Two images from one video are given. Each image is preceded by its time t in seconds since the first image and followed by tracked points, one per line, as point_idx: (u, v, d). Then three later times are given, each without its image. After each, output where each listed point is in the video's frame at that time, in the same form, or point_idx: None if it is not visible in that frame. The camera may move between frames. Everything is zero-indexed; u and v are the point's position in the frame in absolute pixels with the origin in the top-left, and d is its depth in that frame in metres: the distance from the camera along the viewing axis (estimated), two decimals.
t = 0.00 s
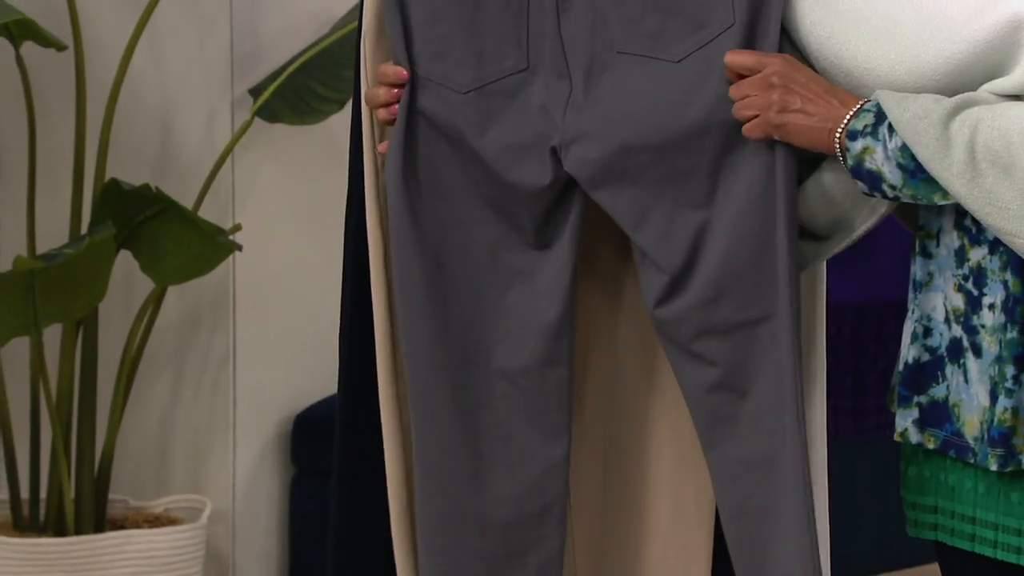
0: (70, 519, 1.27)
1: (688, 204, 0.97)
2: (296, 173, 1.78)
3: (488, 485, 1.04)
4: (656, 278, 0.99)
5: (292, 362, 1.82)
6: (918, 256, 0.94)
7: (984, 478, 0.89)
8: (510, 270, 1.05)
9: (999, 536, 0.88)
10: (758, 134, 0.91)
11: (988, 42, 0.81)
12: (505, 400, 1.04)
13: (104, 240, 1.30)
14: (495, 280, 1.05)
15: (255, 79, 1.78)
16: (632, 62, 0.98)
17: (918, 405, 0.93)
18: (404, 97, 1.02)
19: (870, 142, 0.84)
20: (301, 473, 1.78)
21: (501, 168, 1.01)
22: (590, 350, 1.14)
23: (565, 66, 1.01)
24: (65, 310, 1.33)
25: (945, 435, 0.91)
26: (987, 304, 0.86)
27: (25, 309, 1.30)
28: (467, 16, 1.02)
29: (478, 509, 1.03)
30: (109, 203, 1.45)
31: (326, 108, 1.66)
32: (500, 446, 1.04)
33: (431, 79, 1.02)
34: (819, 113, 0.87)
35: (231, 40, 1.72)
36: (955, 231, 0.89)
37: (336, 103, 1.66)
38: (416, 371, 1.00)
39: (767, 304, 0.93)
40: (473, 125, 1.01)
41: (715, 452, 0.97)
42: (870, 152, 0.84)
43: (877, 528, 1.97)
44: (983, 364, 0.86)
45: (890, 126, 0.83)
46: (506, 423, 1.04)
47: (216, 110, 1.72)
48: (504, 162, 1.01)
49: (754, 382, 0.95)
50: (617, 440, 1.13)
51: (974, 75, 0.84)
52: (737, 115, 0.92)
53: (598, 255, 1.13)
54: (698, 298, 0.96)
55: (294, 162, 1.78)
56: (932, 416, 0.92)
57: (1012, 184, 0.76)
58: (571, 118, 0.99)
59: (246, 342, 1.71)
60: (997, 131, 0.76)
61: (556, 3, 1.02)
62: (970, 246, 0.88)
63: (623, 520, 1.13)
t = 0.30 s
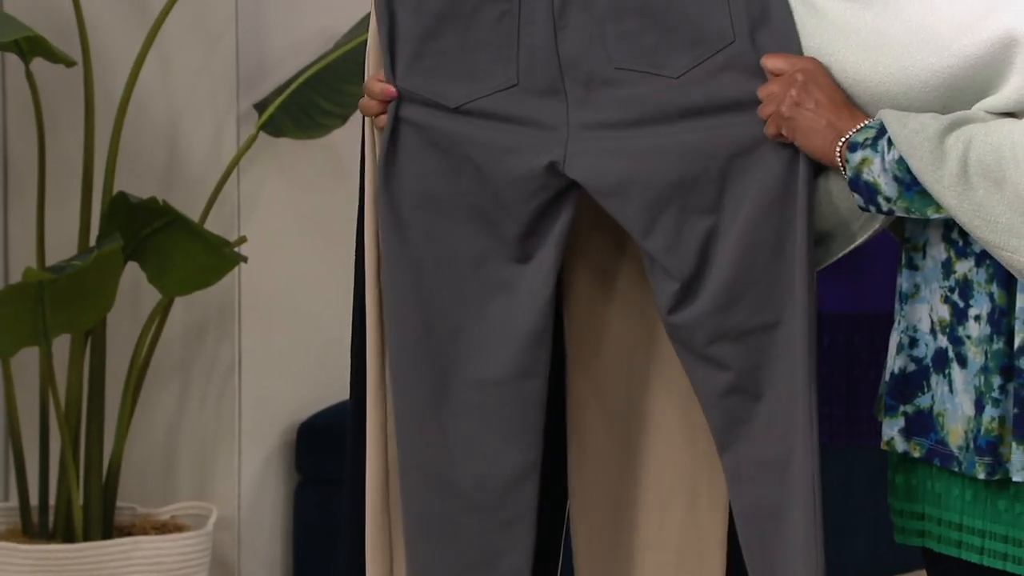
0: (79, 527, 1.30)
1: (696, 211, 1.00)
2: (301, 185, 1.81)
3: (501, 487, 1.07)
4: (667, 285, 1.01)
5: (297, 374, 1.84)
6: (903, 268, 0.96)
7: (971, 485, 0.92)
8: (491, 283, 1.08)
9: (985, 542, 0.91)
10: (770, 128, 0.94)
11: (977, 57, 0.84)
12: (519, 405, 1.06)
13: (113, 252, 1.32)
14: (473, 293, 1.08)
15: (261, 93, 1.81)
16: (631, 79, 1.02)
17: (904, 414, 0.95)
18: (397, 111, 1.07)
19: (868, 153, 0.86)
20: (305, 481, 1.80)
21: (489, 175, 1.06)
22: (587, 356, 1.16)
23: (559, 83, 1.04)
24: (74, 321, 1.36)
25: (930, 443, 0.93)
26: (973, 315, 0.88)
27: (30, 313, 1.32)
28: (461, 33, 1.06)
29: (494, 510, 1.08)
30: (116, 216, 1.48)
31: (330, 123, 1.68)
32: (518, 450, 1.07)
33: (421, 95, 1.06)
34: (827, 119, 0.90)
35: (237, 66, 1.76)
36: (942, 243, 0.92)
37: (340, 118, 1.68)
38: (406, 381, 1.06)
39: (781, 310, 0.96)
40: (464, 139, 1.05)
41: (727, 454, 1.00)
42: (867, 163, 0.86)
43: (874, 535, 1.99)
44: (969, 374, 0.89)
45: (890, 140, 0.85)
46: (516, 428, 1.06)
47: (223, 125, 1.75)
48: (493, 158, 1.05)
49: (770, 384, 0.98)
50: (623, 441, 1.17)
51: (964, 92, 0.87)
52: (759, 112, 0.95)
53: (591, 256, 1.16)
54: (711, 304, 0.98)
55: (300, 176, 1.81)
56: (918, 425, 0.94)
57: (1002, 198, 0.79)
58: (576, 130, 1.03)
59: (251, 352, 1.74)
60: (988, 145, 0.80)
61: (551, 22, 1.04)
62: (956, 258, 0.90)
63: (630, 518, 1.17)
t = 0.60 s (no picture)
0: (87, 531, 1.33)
1: (693, 221, 1.02)
2: (306, 199, 1.85)
3: (511, 491, 1.10)
4: (665, 294, 1.04)
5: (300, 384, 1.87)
6: (896, 278, 0.99)
7: (961, 492, 0.94)
8: (485, 295, 1.10)
9: (975, 548, 0.93)
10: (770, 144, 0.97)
11: (971, 70, 0.87)
12: (524, 411, 1.09)
13: (119, 263, 1.34)
14: (468, 304, 1.10)
15: (265, 109, 1.85)
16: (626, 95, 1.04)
17: (896, 422, 0.97)
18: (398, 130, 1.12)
19: (863, 167, 0.90)
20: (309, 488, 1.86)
21: (490, 188, 1.09)
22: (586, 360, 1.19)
23: (557, 97, 1.07)
24: (83, 330, 1.39)
25: (921, 450, 0.95)
26: (964, 325, 0.91)
27: (43, 326, 1.35)
28: (456, 48, 1.09)
29: (502, 514, 1.10)
30: (125, 227, 1.51)
31: (331, 137, 1.71)
32: (530, 453, 1.10)
33: (420, 110, 1.10)
34: (825, 135, 0.93)
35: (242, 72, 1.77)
36: (934, 253, 0.94)
37: (343, 133, 1.72)
38: (400, 385, 1.11)
39: (778, 318, 0.99)
40: (463, 154, 1.09)
41: (723, 456, 1.03)
42: (863, 177, 0.90)
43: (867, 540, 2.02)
44: (960, 383, 0.92)
45: (883, 154, 0.89)
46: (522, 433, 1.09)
47: (229, 135, 1.77)
48: (493, 177, 1.09)
49: (766, 389, 1.01)
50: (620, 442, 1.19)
51: (957, 104, 0.90)
52: (759, 127, 0.98)
53: (587, 262, 1.18)
54: (707, 311, 1.01)
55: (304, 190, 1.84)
56: (909, 433, 0.96)
57: (990, 210, 0.83)
58: (575, 143, 1.06)
59: (259, 362, 1.76)
60: (977, 159, 0.83)
61: (544, 40, 1.06)
62: (947, 269, 0.93)
63: (623, 524, 1.19)
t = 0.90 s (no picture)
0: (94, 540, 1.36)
1: (700, 233, 1.05)
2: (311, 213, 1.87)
3: (526, 498, 1.12)
4: (672, 305, 1.06)
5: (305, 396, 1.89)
6: (890, 290, 1.01)
7: (954, 500, 0.96)
8: (498, 310, 1.13)
9: (968, 555, 0.95)
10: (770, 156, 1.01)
11: (962, 90, 0.88)
12: (538, 421, 1.12)
13: (127, 277, 1.37)
14: (482, 318, 1.13)
15: (271, 125, 1.88)
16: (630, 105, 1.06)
17: (891, 431, 0.99)
18: (411, 147, 1.14)
19: (860, 179, 0.92)
20: (315, 498, 1.87)
21: (502, 204, 1.10)
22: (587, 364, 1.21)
23: (565, 110, 1.10)
24: (90, 343, 1.41)
25: (916, 459, 0.97)
26: (957, 336, 0.93)
27: (50, 339, 1.37)
28: (471, 64, 1.12)
29: (518, 520, 1.13)
30: (133, 244, 1.53)
31: (335, 152, 1.74)
32: (541, 463, 1.13)
33: (434, 123, 1.12)
34: (824, 147, 0.95)
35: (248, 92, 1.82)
36: (928, 266, 0.97)
37: (346, 148, 1.74)
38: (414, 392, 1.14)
39: (784, 327, 1.02)
40: (475, 167, 1.11)
41: (733, 463, 1.05)
42: (859, 189, 0.92)
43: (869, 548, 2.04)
44: (953, 393, 0.93)
45: (879, 167, 0.91)
46: (537, 441, 1.12)
47: (234, 153, 1.81)
48: (507, 196, 1.10)
49: (771, 398, 1.03)
50: (619, 446, 1.22)
51: (951, 119, 0.91)
52: (760, 139, 1.01)
53: (592, 275, 1.21)
54: (715, 321, 1.03)
55: (308, 205, 1.87)
56: (904, 442, 0.99)
57: (983, 222, 0.85)
58: (585, 159, 1.08)
59: (264, 374, 1.79)
60: (971, 172, 0.85)
61: (554, 52, 1.10)
62: (941, 281, 0.95)
63: (623, 531, 1.21)
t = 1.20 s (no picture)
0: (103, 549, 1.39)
1: (700, 244, 1.08)
2: (315, 227, 1.91)
3: (526, 506, 1.15)
4: (672, 313, 1.09)
5: (308, 408, 1.92)
6: (884, 302, 1.03)
7: (947, 509, 0.98)
8: (501, 322, 1.16)
9: (961, 563, 0.97)
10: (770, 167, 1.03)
11: (955, 106, 0.90)
12: (538, 432, 1.15)
13: (136, 290, 1.39)
14: (485, 330, 1.16)
15: (276, 142, 1.91)
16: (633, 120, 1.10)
17: (885, 441, 1.01)
18: (419, 161, 1.17)
19: (856, 192, 0.94)
20: (319, 506, 1.91)
21: (507, 216, 1.13)
22: (584, 372, 1.24)
23: (568, 124, 1.13)
24: (99, 354, 1.44)
25: (910, 469, 0.99)
26: (950, 347, 0.94)
27: (60, 351, 1.40)
28: (475, 80, 1.15)
29: (519, 527, 1.15)
30: (141, 257, 1.56)
31: (339, 168, 1.78)
32: (540, 472, 1.16)
33: (439, 140, 1.15)
34: (822, 161, 0.98)
35: (253, 108, 1.85)
36: (922, 278, 0.98)
37: (350, 163, 1.78)
38: (417, 400, 1.16)
39: (781, 336, 1.04)
40: (480, 181, 1.14)
41: (728, 471, 1.08)
42: (855, 202, 0.94)
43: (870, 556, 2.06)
44: (947, 403, 0.95)
45: (875, 180, 0.93)
46: (536, 451, 1.15)
47: (240, 170, 1.85)
48: (511, 208, 1.13)
49: (766, 406, 1.06)
50: (615, 456, 1.24)
51: (945, 133, 0.94)
52: (760, 150, 1.04)
53: (594, 287, 1.24)
54: (714, 328, 1.06)
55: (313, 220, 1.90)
56: (898, 452, 1.00)
57: (976, 234, 0.86)
58: (589, 172, 1.12)
59: (268, 387, 1.82)
60: (964, 186, 0.87)
61: (556, 69, 1.12)
62: (934, 293, 0.97)
63: (617, 538, 1.24)
